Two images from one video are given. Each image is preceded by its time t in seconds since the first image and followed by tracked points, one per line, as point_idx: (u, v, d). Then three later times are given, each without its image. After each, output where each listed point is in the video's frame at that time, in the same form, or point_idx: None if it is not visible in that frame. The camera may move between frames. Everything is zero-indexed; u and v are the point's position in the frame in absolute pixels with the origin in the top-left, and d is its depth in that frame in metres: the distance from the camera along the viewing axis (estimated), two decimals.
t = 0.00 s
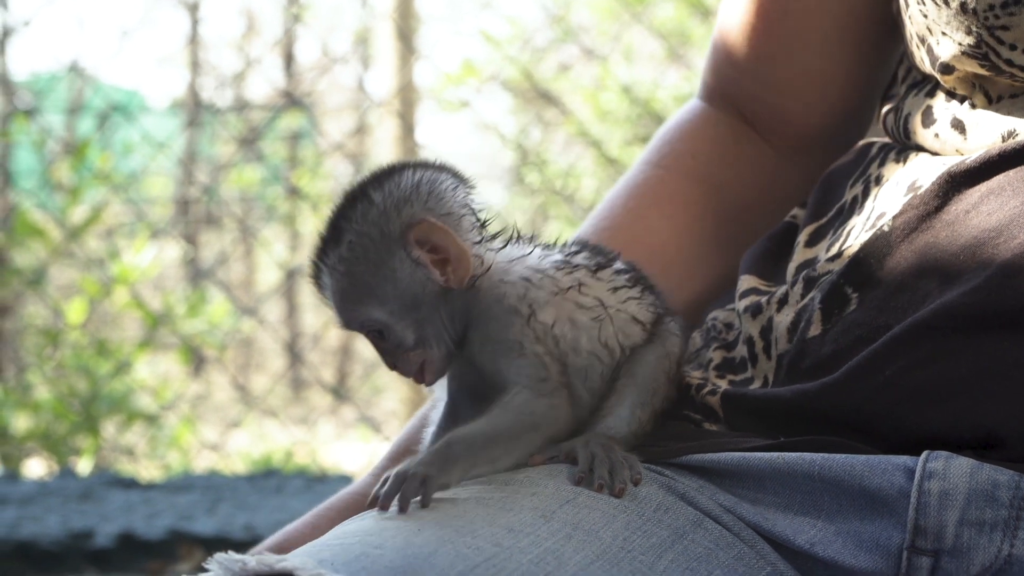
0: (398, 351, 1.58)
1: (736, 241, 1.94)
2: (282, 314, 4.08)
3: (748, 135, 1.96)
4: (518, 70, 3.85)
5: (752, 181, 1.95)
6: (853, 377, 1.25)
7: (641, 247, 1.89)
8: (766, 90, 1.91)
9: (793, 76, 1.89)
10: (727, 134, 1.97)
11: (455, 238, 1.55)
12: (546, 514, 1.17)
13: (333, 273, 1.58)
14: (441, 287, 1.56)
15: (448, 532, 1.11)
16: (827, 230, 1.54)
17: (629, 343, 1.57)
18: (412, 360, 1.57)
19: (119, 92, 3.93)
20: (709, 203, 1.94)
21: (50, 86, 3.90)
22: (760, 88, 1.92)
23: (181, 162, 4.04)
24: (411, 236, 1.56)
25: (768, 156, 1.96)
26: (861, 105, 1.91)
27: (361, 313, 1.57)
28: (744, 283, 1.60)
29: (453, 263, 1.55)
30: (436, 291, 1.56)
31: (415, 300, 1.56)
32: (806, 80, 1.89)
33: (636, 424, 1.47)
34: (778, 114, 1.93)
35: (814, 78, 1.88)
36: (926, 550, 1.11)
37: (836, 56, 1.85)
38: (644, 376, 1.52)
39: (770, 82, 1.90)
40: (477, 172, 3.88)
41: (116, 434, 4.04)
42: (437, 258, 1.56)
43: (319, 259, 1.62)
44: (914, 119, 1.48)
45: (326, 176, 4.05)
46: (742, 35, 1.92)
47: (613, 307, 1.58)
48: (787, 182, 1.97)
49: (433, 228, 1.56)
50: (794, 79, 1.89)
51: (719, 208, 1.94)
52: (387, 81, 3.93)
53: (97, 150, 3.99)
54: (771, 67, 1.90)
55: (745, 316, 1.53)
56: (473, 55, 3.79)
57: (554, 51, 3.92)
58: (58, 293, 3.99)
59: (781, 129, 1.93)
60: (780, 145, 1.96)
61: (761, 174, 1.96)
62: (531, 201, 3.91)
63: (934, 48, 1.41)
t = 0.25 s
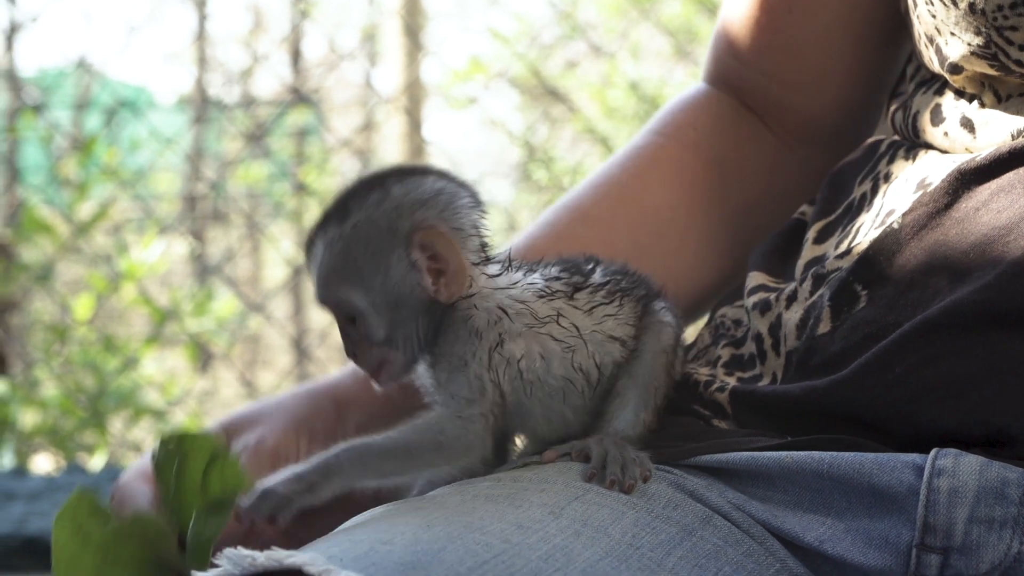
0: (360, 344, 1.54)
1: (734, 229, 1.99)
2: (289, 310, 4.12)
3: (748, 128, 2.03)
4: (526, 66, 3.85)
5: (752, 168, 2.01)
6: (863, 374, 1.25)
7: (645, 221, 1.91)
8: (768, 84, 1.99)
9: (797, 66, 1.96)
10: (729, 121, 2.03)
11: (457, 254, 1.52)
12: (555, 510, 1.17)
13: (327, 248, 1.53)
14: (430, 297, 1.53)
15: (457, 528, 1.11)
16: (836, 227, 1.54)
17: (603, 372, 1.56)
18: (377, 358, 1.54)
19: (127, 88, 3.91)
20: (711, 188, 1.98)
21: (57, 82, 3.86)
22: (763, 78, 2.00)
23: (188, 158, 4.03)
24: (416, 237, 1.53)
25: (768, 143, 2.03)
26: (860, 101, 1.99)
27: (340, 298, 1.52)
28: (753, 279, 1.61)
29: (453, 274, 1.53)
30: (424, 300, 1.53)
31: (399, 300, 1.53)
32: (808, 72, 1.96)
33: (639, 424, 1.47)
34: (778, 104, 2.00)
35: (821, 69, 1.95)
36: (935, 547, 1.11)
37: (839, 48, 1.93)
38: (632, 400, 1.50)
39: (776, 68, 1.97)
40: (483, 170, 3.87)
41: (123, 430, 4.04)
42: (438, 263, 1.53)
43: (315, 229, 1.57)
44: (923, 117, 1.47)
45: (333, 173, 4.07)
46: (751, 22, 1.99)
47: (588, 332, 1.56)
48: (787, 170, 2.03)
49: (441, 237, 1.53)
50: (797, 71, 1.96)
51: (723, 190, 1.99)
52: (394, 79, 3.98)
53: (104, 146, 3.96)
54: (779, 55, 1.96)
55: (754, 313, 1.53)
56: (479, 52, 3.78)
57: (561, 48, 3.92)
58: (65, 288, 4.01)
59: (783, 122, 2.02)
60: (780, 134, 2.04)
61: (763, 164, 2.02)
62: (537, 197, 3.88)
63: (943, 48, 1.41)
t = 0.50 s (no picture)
0: (396, 251, 1.39)
1: (723, 222, 1.92)
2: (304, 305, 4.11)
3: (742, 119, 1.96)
4: (540, 62, 3.91)
5: (746, 160, 1.94)
6: (882, 370, 1.25)
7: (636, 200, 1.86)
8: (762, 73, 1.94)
9: (794, 57, 1.91)
10: (723, 111, 1.96)
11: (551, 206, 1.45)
12: (573, 506, 1.18)
13: (419, 148, 1.44)
14: (496, 233, 1.42)
15: (476, 523, 1.12)
16: (854, 224, 1.53)
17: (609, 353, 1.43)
18: (408, 266, 1.39)
19: (142, 83, 3.95)
20: (702, 178, 1.91)
21: (72, 77, 3.89)
22: (757, 68, 1.94)
23: (203, 152, 4.05)
24: (510, 172, 1.46)
25: (761, 132, 1.96)
26: (858, 97, 1.94)
27: (402, 199, 1.41)
28: (770, 277, 1.60)
29: (533, 220, 1.44)
30: (490, 234, 1.42)
31: (464, 222, 1.41)
32: (806, 63, 1.91)
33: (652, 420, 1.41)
34: (774, 95, 1.94)
35: (818, 59, 1.90)
36: (954, 544, 1.12)
37: (839, 40, 1.89)
38: (643, 395, 1.42)
39: (771, 54, 1.92)
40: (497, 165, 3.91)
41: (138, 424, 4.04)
42: (523, 203, 1.45)
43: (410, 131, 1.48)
44: (943, 114, 1.47)
45: (347, 168, 4.07)
46: (750, 7, 1.95)
47: (597, 315, 1.43)
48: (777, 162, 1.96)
49: (538, 185, 1.46)
50: (795, 61, 1.91)
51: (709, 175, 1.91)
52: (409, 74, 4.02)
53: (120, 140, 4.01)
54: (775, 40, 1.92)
55: (772, 309, 1.53)
56: (493, 48, 3.84)
57: (574, 44, 3.97)
58: (80, 282, 4.02)
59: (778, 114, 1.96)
60: (773, 123, 1.97)
61: (759, 157, 1.95)
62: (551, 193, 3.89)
63: (963, 45, 1.40)
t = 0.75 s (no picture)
0: (453, 243, 1.43)
1: (729, 218, 1.92)
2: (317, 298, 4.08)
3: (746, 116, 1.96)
4: (553, 58, 3.91)
5: (752, 157, 1.94)
6: (898, 367, 1.25)
7: (647, 204, 1.86)
8: (767, 72, 1.93)
9: (800, 56, 1.90)
10: (728, 108, 1.96)
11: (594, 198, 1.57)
12: (587, 502, 1.18)
13: (468, 138, 1.48)
14: (548, 226, 1.52)
15: (490, 518, 1.12)
16: (870, 222, 1.53)
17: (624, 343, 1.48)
18: (464, 256, 1.43)
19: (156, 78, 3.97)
20: (709, 175, 1.91)
21: (86, 72, 3.90)
22: (762, 65, 1.94)
23: (215, 147, 4.07)
24: (556, 166, 1.56)
25: (766, 131, 1.96)
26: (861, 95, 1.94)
27: (460, 190, 1.46)
28: (787, 275, 1.60)
29: (575, 214, 1.56)
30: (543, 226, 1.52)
31: (522, 214, 1.49)
32: (811, 62, 1.90)
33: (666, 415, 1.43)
34: (779, 93, 1.94)
35: (822, 59, 1.89)
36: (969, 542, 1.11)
37: (845, 38, 1.88)
38: (654, 390, 1.45)
39: (776, 54, 1.92)
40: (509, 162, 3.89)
41: (150, 419, 4.04)
42: (566, 196, 1.56)
43: (443, 117, 1.53)
44: (960, 112, 1.47)
45: (359, 164, 4.07)
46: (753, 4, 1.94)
47: (614, 306, 1.48)
48: (783, 162, 1.97)
49: (582, 178, 1.56)
50: (802, 59, 1.90)
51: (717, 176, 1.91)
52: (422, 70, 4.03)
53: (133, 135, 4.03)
54: (778, 40, 1.91)
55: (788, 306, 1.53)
56: (506, 44, 3.87)
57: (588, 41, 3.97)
58: (93, 277, 4.01)
59: (783, 112, 1.96)
60: (778, 122, 1.97)
61: (763, 155, 1.95)
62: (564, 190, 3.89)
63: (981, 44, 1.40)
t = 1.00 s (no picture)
0: (492, 258, 1.46)
1: (726, 219, 1.93)
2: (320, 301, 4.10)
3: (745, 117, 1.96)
4: (558, 61, 3.88)
5: (751, 160, 1.94)
6: (905, 371, 1.25)
7: (644, 205, 1.87)
8: (768, 73, 1.93)
9: (800, 58, 1.89)
10: (727, 109, 1.96)
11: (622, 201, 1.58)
12: (593, 505, 1.18)
13: (501, 152, 1.48)
14: (577, 232, 1.55)
15: (497, 521, 1.12)
16: (876, 225, 1.53)
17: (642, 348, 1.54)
18: (502, 271, 1.46)
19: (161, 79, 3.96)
20: (706, 177, 1.91)
21: (90, 73, 3.89)
22: (762, 66, 1.93)
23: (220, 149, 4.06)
24: (583, 173, 1.58)
25: (765, 133, 1.96)
26: (862, 98, 1.93)
27: (498, 207, 1.47)
28: (791, 276, 1.60)
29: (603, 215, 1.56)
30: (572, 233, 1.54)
31: (554, 226, 1.52)
32: (811, 64, 1.89)
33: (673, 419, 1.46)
34: (778, 95, 1.93)
35: (822, 61, 1.88)
36: (975, 546, 1.11)
37: (844, 41, 1.87)
38: (661, 396, 1.49)
39: (776, 56, 1.91)
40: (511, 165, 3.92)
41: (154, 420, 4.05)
42: (593, 197, 1.57)
43: (468, 121, 1.53)
44: (966, 115, 1.46)
45: (364, 165, 4.13)
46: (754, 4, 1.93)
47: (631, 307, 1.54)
48: (781, 164, 1.97)
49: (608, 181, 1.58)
50: (801, 62, 1.90)
51: (713, 177, 1.92)
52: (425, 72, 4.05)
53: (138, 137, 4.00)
54: (778, 41, 1.90)
55: (793, 309, 1.53)
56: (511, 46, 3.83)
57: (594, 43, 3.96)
58: (98, 278, 4.00)
59: (783, 114, 1.95)
60: (777, 124, 1.97)
61: (762, 157, 1.95)
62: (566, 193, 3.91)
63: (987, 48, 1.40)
